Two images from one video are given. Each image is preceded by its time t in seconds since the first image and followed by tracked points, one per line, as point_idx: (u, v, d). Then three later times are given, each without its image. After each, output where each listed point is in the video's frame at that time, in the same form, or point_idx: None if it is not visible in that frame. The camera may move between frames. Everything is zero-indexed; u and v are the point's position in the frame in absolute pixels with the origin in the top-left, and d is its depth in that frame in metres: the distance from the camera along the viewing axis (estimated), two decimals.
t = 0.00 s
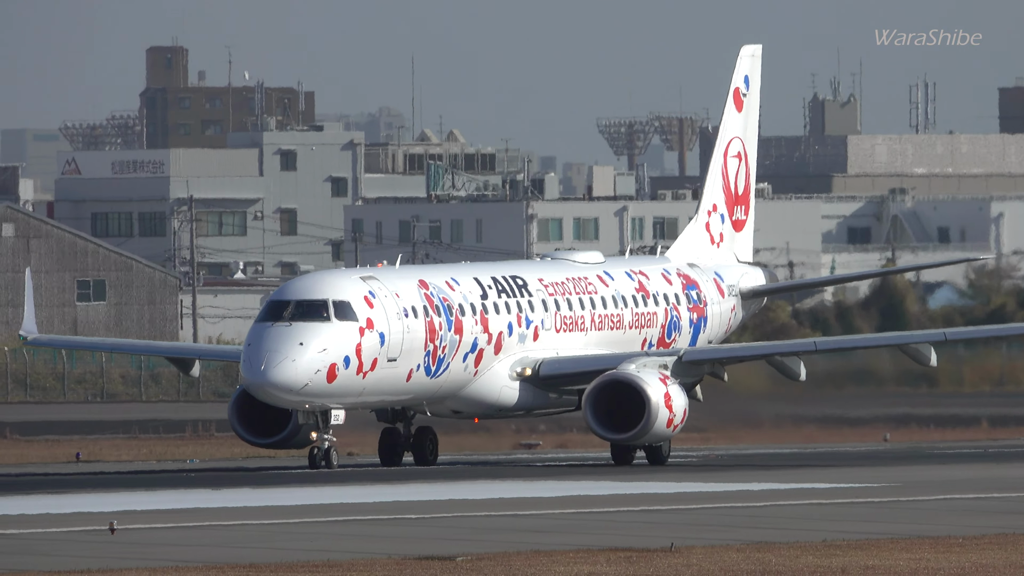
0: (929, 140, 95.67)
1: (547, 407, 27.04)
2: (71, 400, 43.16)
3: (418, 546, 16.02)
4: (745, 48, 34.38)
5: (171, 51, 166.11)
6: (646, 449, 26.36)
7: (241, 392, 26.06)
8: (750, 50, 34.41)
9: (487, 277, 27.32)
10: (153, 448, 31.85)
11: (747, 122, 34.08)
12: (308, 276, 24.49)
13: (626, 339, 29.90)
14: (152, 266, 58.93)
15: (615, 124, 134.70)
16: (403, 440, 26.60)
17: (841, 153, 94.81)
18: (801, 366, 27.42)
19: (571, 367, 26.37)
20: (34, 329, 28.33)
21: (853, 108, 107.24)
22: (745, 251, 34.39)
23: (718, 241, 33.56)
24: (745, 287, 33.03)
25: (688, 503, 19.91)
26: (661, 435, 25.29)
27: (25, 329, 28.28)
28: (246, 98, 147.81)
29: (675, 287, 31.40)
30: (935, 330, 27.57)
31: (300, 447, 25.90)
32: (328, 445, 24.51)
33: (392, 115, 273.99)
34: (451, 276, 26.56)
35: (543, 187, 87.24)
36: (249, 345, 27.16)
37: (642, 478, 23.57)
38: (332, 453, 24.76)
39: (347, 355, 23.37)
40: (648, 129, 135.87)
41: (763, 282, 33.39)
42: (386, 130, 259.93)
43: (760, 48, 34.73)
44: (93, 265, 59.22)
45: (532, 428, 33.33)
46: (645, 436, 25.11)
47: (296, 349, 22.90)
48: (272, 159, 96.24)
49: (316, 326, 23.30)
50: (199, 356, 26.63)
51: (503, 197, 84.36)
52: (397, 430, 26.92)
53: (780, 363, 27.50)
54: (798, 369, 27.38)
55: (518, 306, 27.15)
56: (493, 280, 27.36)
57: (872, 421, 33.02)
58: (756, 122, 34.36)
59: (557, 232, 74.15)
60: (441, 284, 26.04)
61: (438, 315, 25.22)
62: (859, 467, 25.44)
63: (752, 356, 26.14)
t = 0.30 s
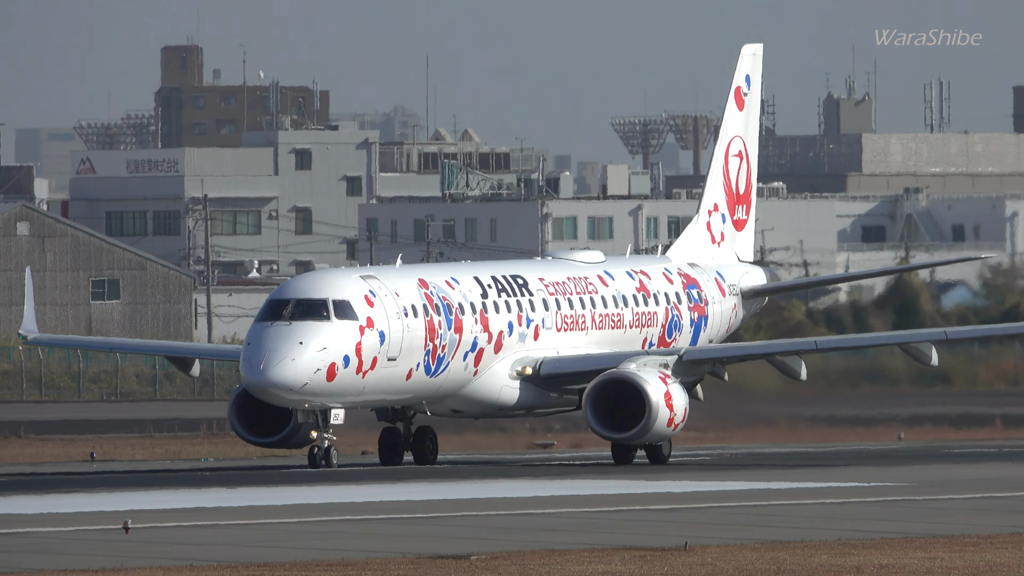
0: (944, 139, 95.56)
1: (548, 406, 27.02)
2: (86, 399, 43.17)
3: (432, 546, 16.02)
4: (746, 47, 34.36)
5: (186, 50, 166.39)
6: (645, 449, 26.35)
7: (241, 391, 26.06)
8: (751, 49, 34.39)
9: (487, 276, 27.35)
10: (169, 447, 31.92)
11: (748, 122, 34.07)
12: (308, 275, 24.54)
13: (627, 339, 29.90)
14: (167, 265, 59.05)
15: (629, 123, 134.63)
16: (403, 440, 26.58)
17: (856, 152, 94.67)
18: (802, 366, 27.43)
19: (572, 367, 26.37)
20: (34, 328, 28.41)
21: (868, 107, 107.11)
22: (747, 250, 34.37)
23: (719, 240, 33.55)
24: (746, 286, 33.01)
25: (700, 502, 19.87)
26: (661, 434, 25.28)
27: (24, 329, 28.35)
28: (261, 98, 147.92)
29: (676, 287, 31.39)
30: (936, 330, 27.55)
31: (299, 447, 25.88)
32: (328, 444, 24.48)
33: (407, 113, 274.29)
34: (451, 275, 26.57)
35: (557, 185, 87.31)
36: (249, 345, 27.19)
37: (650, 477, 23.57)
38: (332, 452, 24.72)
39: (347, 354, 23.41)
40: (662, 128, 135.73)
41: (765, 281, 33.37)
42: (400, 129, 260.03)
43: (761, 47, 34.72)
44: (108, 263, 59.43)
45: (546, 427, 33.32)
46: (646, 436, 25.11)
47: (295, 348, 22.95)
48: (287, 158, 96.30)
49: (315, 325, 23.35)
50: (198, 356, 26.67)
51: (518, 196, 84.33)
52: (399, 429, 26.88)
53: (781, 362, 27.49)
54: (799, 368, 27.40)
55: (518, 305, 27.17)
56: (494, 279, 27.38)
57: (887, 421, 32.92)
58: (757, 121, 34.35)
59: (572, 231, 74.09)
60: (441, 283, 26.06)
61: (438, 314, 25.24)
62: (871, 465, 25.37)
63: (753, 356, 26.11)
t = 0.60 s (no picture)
0: (961, 138, 95.49)
1: (549, 406, 27.03)
2: (103, 398, 43.32)
3: (449, 545, 16.06)
4: (748, 47, 34.41)
5: (203, 49, 166.75)
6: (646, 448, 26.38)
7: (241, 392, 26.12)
8: (753, 48, 34.44)
9: (488, 275, 27.40)
10: (188, 446, 32.06)
11: (750, 121, 34.11)
12: (309, 275, 24.60)
13: (629, 338, 29.92)
14: (184, 264, 59.19)
15: (646, 123, 134.62)
16: (404, 439, 26.61)
17: (872, 151, 94.57)
18: (803, 366, 27.51)
19: (573, 366, 26.41)
20: (34, 328, 28.52)
21: (885, 106, 106.93)
22: (750, 250, 34.38)
23: (721, 239, 33.56)
24: (748, 285, 32.99)
25: (714, 502, 19.87)
26: (663, 434, 25.32)
27: (24, 328, 28.45)
28: (278, 97, 148.10)
29: (677, 286, 31.38)
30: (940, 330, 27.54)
31: (298, 447, 25.87)
32: (328, 444, 24.52)
33: (424, 112, 274.51)
34: (452, 275, 26.62)
35: (573, 184, 87.31)
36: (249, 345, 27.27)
37: (659, 476, 23.57)
38: (332, 451, 24.75)
39: (347, 353, 23.47)
40: (679, 127, 135.58)
41: (767, 280, 33.37)
42: (416, 129, 260.22)
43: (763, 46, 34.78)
44: (124, 263, 59.58)
45: (562, 426, 33.34)
46: (646, 435, 25.15)
47: (295, 347, 23.01)
48: (303, 157, 96.45)
49: (316, 325, 23.41)
50: (199, 355, 26.76)
51: (535, 195, 84.36)
52: (400, 429, 26.90)
53: (783, 362, 27.51)
54: (800, 368, 27.45)
55: (519, 305, 27.21)
56: (495, 278, 27.42)
57: (904, 421, 32.85)
58: (759, 120, 34.40)
59: (589, 231, 74.08)
60: (442, 283, 26.11)
61: (439, 313, 25.30)
62: (885, 466, 25.34)
63: (754, 355, 26.12)
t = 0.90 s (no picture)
0: (981, 138, 95.41)
1: (551, 406, 27.05)
2: (122, 398, 43.44)
3: (470, 545, 16.09)
4: (751, 46, 34.40)
5: (222, 50, 167.16)
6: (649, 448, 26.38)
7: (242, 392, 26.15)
8: (756, 48, 34.42)
9: (490, 275, 27.45)
10: (208, 446, 32.18)
11: (753, 120, 34.09)
12: (311, 274, 24.66)
13: (631, 338, 29.93)
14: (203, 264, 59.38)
15: (665, 122, 134.61)
16: (406, 439, 26.65)
17: (892, 151, 94.51)
18: (806, 365, 27.54)
19: (575, 366, 26.42)
20: (36, 328, 28.64)
21: (904, 106, 106.76)
22: (753, 249, 34.35)
23: (724, 239, 33.53)
24: (752, 285, 32.97)
25: (732, 502, 19.85)
26: (664, 434, 25.33)
27: (26, 328, 28.57)
28: (298, 96, 148.35)
29: (680, 286, 31.37)
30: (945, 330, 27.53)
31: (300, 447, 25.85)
32: (329, 444, 24.58)
33: (444, 112, 274.84)
34: (454, 275, 26.66)
35: (593, 184, 87.36)
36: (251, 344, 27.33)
37: (671, 476, 23.57)
38: (334, 451, 24.81)
39: (349, 353, 23.54)
40: (699, 127, 135.45)
41: (771, 280, 33.36)
42: (435, 129, 260.51)
43: (767, 45, 34.76)
44: (144, 262, 59.80)
45: (581, 426, 33.34)
46: (648, 435, 25.17)
47: (296, 348, 23.07)
48: (323, 157, 96.63)
49: (317, 324, 23.47)
50: (200, 355, 26.83)
51: (554, 195, 84.43)
52: (403, 428, 26.95)
53: (786, 362, 27.51)
54: (804, 368, 27.45)
55: (521, 305, 27.24)
56: (497, 278, 27.46)
57: (924, 421, 32.77)
58: (762, 119, 34.38)
59: (608, 230, 74.15)
60: (444, 282, 26.16)
61: (441, 313, 25.35)
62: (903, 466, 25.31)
63: (757, 355, 26.10)
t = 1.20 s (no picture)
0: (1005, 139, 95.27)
1: (555, 407, 27.09)
2: (145, 398, 43.61)
3: (491, 545, 16.15)
4: (757, 46, 34.41)
5: (245, 50, 167.64)
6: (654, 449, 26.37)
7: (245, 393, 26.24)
8: (762, 48, 34.43)
9: (494, 275, 27.50)
10: (227, 446, 32.32)
11: (759, 120, 34.07)
12: (314, 275, 24.71)
13: (636, 339, 29.96)
14: (226, 264, 59.64)
15: (688, 123, 134.57)
16: (410, 440, 26.69)
17: (916, 151, 94.41)
18: (812, 366, 27.50)
19: (578, 367, 26.46)
20: (39, 328, 28.77)
21: (927, 106, 106.56)
22: (758, 249, 34.33)
23: (730, 239, 33.49)
24: (757, 286, 32.97)
25: (751, 503, 19.85)
26: (668, 435, 25.33)
27: (29, 328, 28.69)
28: (321, 96, 148.66)
29: (685, 287, 31.37)
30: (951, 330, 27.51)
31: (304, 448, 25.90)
32: (332, 444, 24.62)
33: (467, 113, 275.21)
34: (457, 275, 26.71)
35: (616, 184, 87.33)
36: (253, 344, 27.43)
37: (687, 477, 23.59)
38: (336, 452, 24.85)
39: (351, 353, 23.62)
40: (722, 127, 135.33)
41: (776, 280, 33.36)
42: (458, 128, 260.69)
43: (773, 46, 34.75)
44: (167, 263, 60.07)
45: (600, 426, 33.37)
46: (652, 436, 25.18)
47: (298, 348, 23.13)
48: (346, 157, 96.79)
49: (320, 325, 23.53)
50: (203, 355, 26.96)
51: (576, 195, 84.49)
52: (406, 430, 26.98)
53: (791, 362, 27.51)
54: (809, 369, 27.44)
55: (525, 305, 27.27)
56: (501, 279, 27.50)
57: (945, 422, 32.70)
58: (768, 119, 34.36)
59: (631, 231, 74.06)
60: (447, 283, 26.21)
61: (444, 314, 25.41)
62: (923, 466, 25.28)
63: (762, 356, 26.10)
